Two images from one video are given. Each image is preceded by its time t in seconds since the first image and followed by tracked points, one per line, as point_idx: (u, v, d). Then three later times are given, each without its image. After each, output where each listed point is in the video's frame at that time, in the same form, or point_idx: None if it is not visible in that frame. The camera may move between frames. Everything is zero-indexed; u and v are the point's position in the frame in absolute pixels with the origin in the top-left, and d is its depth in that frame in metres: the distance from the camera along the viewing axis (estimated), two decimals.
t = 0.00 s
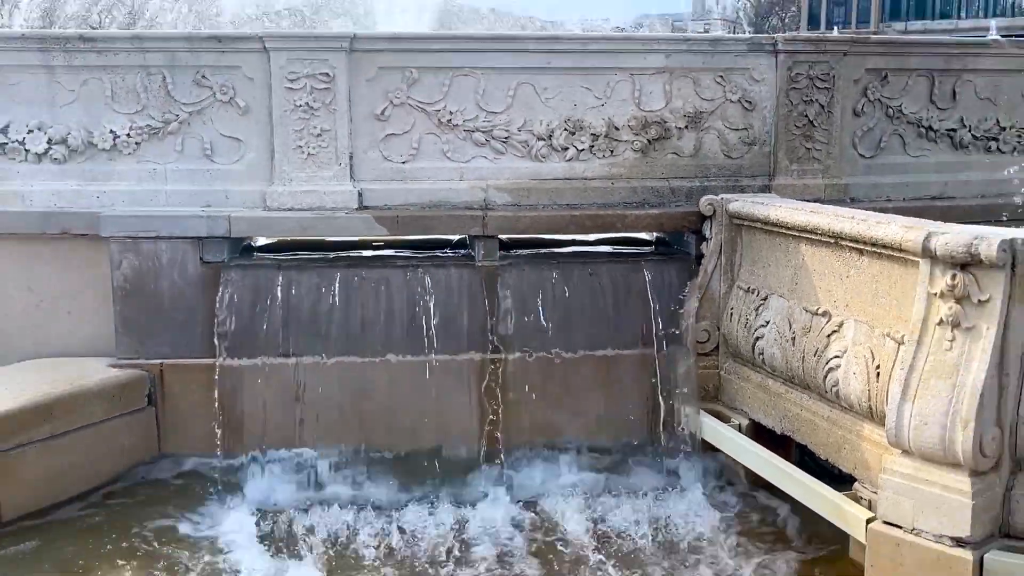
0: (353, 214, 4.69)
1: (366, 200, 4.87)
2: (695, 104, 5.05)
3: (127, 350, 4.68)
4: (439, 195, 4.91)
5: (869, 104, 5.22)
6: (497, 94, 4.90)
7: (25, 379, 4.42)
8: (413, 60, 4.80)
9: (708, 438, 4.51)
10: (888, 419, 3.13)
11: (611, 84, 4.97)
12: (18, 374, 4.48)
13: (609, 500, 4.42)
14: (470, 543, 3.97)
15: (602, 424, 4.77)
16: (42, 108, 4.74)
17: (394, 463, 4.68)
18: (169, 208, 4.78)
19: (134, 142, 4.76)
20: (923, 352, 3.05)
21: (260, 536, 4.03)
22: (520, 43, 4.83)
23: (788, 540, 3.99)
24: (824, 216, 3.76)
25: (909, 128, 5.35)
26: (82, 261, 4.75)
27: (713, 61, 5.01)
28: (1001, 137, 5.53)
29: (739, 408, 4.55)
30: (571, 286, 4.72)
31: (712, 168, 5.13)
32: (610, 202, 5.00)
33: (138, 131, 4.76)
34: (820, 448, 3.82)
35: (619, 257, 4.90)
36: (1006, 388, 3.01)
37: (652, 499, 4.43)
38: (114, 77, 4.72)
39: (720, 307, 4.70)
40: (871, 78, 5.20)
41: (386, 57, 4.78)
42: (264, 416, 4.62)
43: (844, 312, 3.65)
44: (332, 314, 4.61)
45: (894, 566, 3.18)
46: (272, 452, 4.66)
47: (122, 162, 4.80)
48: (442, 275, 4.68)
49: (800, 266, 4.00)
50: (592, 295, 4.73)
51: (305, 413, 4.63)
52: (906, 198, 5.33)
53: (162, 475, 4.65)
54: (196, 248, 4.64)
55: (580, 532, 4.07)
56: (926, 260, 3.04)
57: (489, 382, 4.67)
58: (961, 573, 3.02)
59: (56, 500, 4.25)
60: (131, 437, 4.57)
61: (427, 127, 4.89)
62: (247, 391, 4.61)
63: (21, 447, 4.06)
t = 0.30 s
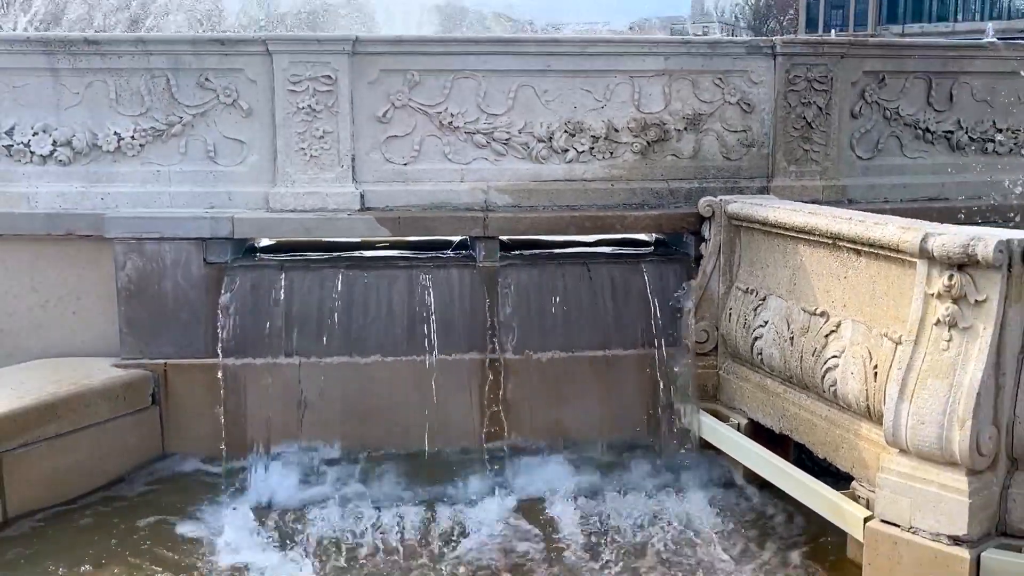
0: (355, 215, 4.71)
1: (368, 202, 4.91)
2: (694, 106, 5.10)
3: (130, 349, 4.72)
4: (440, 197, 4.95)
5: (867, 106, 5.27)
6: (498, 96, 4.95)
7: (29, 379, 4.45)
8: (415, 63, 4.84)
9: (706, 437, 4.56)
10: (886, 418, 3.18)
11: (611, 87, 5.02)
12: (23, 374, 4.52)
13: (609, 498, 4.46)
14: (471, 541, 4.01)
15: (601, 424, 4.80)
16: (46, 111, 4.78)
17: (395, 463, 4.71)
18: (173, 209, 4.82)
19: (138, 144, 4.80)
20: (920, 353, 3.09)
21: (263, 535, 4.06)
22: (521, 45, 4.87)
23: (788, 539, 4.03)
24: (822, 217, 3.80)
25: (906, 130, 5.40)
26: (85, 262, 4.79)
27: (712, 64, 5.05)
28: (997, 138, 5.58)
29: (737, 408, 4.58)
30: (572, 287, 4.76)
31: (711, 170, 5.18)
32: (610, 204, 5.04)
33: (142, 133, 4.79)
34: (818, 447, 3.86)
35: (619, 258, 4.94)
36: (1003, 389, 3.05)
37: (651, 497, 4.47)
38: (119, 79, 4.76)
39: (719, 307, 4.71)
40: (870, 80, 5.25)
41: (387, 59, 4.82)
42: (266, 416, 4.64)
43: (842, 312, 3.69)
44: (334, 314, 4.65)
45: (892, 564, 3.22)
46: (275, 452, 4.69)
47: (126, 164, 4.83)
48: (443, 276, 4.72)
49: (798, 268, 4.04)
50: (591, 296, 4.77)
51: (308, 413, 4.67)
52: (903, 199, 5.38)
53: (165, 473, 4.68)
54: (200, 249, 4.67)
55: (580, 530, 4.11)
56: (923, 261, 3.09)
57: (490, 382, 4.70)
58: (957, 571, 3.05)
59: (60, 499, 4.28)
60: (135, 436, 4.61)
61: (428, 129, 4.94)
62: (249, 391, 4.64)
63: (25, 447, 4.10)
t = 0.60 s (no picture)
0: (355, 216, 4.71)
1: (368, 202, 4.91)
2: (694, 106, 5.10)
3: (130, 350, 4.72)
4: (440, 197, 4.95)
5: (867, 106, 5.27)
6: (498, 97, 4.95)
7: (29, 379, 4.45)
8: (415, 63, 4.84)
9: (707, 437, 4.55)
10: (886, 419, 3.18)
11: (611, 87, 5.02)
12: (23, 375, 4.52)
13: (609, 498, 4.46)
14: (471, 541, 4.00)
15: (601, 424, 4.79)
16: (46, 111, 4.78)
17: (396, 463, 4.71)
18: (173, 209, 4.82)
19: (138, 144, 4.80)
20: (920, 353, 3.09)
21: (263, 535, 4.06)
22: (521, 46, 4.87)
23: (788, 539, 4.03)
24: (822, 217, 3.80)
25: (906, 130, 5.40)
26: (84, 262, 4.78)
27: (712, 64, 5.05)
28: (997, 139, 5.58)
29: (737, 408, 4.58)
30: (572, 288, 4.76)
31: (711, 170, 5.18)
32: (610, 204, 5.04)
33: (142, 133, 4.79)
34: (818, 447, 3.86)
35: (619, 258, 4.94)
36: (1003, 389, 3.05)
37: (651, 497, 4.47)
38: (119, 80, 4.76)
39: (719, 307, 4.71)
40: (869, 81, 5.25)
41: (387, 60, 4.82)
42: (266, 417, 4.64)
43: (842, 313, 3.69)
44: (333, 315, 4.65)
45: (892, 565, 3.22)
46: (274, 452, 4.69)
47: (126, 164, 4.83)
48: (444, 277, 4.72)
49: (798, 268, 4.04)
50: (591, 297, 4.77)
51: (308, 414, 4.67)
52: (903, 199, 5.38)
53: (165, 474, 4.68)
54: (200, 250, 4.67)
55: (580, 530, 4.10)
56: (923, 262, 3.09)
57: (489, 382, 4.70)
58: (957, 571, 3.05)
59: (60, 500, 4.28)
60: (135, 437, 4.61)
61: (428, 129, 4.93)
62: (249, 391, 4.64)
63: (25, 447, 4.10)
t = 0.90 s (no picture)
0: (354, 215, 4.72)
1: (368, 202, 4.91)
2: (694, 106, 5.10)
3: (130, 350, 4.72)
4: (440, 197, 4.95)
5: (866, 106, 5.27)
6: (497, 97, 4.95)
7: (29, 380, 4.45)
8: (414, 63, 4.84)
9: (706, 437, 4.55)
10: (886, 418, 3.18)
11: (611, 87, 5.02)
12: (22, 375, 4.52)
13: (608, 497, 4.46)
14: (471, 541, 4.01)
15: (601, 424, 4.80)
16: (46, 112, 4.78)
17: (396, 463, 4.71)
18: (172, 209, 4.82)
19: (138, 144, 4.80)
20: (920, 353, 3.09)
21: (263, 535, 4.06)
22: (520, 46, 4.88)
23: (788, 539, 4.03)
24: (822, 217, 3.81)
25: (906, 130, 5.40)
26: (85, 262, 4.78)
27: (712, 64, 5.05)
28: (997, 139, 5.58)
29: (737, 408, 4.58)
30: (572, 288, 4.76)
31: (711, 170, 5.18)
32: (610, 204, 5.04)
33: (142, 133, 4.79)
34: (818, 447, 3.86)
35: (619, 258, 4.94)
36: (1003, 389, 3.05)
37: (651, 497, 4.47)
38: (118, 80, 4.76)
39: (719, 307, 4.71)
40: (869, 81, 5.25)
41: (387, 60, 4.82)
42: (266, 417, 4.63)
43: (842, 313, 3.69)
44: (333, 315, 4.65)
45: (892, 565, 3.22)
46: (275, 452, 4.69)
47: (126, 164, 4.83)
48: (444, 278, 4.71)
49: (798, 268, 4.04)
50: (591, 297, 4.77)
51: (308, 414, 4.67)
52: (903, 199, 5.38)
53: (165, 474, 4.68)
54: (200, 250, 4.67)
55: (580, 530, 4.10)
56: (923, 262, 3.09)
57: (489, 382, 4.70)
58: (956, 571, 3.06)
59: (60, 500, 4.28)
60: (135, 437, 4.62)
61: (428, 129, 4.93)
62: (249, 391, 4.64)
63: (25, 447, 4.10)
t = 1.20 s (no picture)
0: (354, 215, 4.72)
1: (367, 202, 4.91)
2: (694, 106, 5.10)
3: (130, 350, 4.72)
4: (440, 197, 4.95)
5: (866, 106, 5.27)
6: (497, 96, 4.95)
7: (29, 380, 4.45)
8: (414, 63, 4.85)
9: (706, 437, 4.56)
10: (885, 418, 3.18)
11: (610, 87, 5.02)
12: (22, 375, 4.52)
13: (609, 497, 4.46)
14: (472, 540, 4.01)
15: (601, 424, 4.80)
16: (46, 112, 4.78)
17: (396, 463, 4.71)
18: (173, 209, 4.82)
19: (138, 144, 4.80)
20: (920, 353, 3.10)
21: (263, 535, 4.06)
22: (520, 46, 4.88)
23: (787, 538, 4.04)
24: (821, 217, 3.81)
25: (906, 130, 5.40)
26: (85, 262, 4.79)
27: (711, 64, 5.06)
28: (996, 138, 5.59)
29: (737, 408, 4.59)
30: (572, 288, 4.76)
31: (711, 170, 5.18)
32: (610, 204, 5.04)
33: (142, 133, 4.79)
34: (817, 447, 3.87)
35: (619, 258, 4.94)
36: (1002, 389, 3.05)
37: (651, 497, 4.47)
38: (118, 80, 4.76)
39: (719, 307, 4.71)
40: (868, 81, 5.25)
41: (387, 60, 4.82)
42: (266, 417, 4.63)
43: (842, 312, 3.69)
44: (334, 315, 4.65)
45: (891, 564, 3.22)
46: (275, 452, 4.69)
47: (126, 164, 4.84)
48: (444, 278, 4.72)
49: (798, 268, 4.04)
50: (591, 296, 4.77)
51: (308, 414, 4.67)
52: (902, 199, 5.38)
53: (165, 474, 4.69)
54: (200, 250, 4.67)
55: (580, 530, 4.11)
56: (923, 262, 3.09)
57: (488, 382, 4.70)
58: (956, 570, 3.06)
59: (60, 500, 4.28)
60: (135, 438, 4.62)
61: (428, 129, 4.94)
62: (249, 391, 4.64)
63: (25, 447, 4.10)
